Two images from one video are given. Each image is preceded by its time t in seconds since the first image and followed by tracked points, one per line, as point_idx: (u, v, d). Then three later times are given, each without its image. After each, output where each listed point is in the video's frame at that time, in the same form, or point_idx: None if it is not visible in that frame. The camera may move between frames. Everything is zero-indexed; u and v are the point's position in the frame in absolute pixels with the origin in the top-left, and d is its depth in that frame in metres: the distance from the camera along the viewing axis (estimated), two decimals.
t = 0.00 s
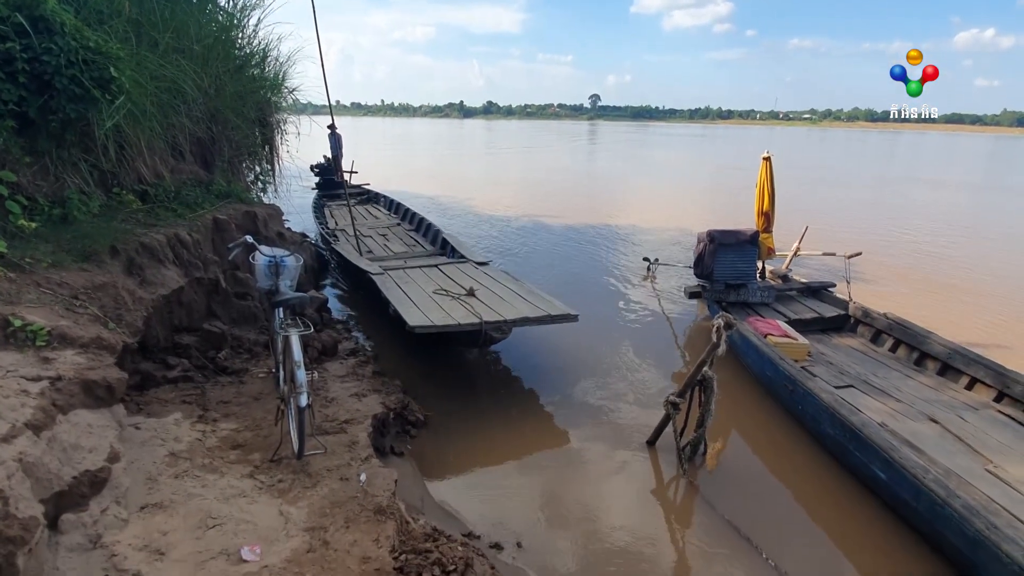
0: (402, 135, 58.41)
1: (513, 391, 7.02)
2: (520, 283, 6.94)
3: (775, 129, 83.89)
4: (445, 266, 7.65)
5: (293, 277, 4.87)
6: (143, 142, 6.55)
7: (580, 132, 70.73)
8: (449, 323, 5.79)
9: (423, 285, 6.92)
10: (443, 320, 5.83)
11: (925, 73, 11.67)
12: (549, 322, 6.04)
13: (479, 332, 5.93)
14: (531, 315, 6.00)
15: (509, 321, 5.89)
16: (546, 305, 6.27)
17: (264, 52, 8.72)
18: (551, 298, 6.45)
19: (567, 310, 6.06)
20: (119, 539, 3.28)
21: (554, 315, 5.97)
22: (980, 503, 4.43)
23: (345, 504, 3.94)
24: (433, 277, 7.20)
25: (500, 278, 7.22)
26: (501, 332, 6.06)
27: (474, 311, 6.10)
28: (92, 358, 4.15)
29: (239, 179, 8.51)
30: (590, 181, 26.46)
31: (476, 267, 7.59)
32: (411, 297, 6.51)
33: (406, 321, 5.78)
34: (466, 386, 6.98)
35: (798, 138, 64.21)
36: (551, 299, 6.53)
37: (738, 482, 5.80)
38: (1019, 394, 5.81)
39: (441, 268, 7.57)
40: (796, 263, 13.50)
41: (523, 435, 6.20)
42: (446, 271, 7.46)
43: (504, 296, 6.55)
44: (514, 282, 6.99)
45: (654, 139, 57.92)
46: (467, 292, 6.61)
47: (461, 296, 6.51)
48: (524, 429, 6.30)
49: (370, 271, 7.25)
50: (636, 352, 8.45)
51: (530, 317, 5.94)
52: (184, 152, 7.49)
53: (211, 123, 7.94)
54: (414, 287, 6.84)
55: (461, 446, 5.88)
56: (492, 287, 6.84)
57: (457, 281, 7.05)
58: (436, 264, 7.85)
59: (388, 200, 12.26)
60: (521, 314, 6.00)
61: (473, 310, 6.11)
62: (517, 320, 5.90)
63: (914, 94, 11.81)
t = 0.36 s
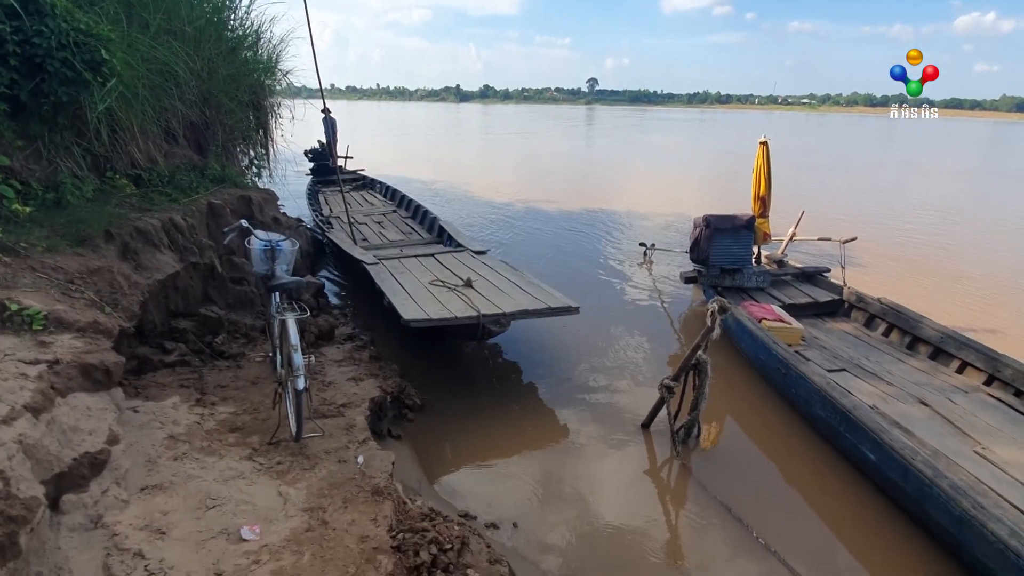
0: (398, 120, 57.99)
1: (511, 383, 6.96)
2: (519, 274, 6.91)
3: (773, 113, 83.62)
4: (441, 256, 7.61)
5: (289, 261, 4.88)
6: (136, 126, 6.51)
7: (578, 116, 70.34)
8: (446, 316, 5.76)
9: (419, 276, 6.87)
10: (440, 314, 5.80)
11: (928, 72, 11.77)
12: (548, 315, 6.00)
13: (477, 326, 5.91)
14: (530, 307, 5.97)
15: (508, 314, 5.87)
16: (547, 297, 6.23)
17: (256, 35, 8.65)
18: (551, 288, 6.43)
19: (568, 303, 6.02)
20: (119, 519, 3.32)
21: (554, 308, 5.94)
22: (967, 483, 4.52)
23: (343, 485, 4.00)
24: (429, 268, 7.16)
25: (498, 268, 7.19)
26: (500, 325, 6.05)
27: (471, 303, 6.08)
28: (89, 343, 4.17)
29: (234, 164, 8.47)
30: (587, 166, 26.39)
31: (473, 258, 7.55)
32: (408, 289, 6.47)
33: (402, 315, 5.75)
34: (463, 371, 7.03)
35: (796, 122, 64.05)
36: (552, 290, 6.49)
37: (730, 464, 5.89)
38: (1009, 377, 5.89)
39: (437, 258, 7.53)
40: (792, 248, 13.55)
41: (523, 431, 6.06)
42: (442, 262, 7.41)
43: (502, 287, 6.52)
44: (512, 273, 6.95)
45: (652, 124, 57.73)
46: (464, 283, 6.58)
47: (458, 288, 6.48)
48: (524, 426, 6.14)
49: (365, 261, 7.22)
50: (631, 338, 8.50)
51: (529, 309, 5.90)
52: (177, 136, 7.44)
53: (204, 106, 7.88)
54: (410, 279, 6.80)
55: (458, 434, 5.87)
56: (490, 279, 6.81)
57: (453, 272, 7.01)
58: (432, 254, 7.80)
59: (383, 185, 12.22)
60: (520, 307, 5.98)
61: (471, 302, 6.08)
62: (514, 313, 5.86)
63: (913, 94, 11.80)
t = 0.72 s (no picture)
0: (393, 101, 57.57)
1: (507, 369, 6.94)
2: (517, 263, 6.87)
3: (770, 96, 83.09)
4: (435, 244, 7.57)
5: (283, 244, 4.88)
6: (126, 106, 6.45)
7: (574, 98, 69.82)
8: (442, 307, 5.72)
9: (414, 266, 6.82)
10: (434, 305, 5.75)
11: (928, 72, 11.75)
12: (548, 306, 5.98)
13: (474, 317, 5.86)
14: (530, 298, 5.93)
15: (505, 306, 5.84)
16: (546, 288, 6.20)
17: (246, 14, 8.55)
18: (550, 278, 6.41)
19: (569, 294, 5.99)
20: (119, 497, 3.37)
21: (554, 299, 5.90)
22: (951, 461, 4.62)
23: (339, 465, 4.05)
24: (423, 258, 7.10)
25: (493, 256, 7.16)
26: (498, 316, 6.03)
27: (467, 294, 6.05)
28: (84, 325, 4.19)
29: (226, 146, 8.41)
30: (583, 149, 26.27)
31: (468, 246, 7.51)
32: (402, 279, 6.41)
33: (396, 305, 5.72)
34: (456, 351, 7.05)
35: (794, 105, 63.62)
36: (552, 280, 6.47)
37: (721, 444, 5.99)
38: (995, 358, 5.99)
39: (432, 246, 7.52)
40: (786, 232, 13.59)
41: (520, 420, 5.99)
42: (436, 251, 7.36)
43: (500, 277, 6.49)
44: (510, 262, 6.92)
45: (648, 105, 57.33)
46: (460, 273, 6.55)
47: (454, 278, 6.43)
48: (521, 415, 6.07)
49: (358, 249, 7.19)
50: (625, 322, 8.55)
51: (528, 300, 5.88)
52: (169, 117, 7.38)
53: (195, 87, 7.80)
54: (404, 268, 6.74)
55: (452, 416, 5.89)
56: (486, 269, 6.77)
57: (448, 262, 6.97)
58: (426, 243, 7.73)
59: (377, 170, 12.16)
60: (518, 298, 5.93)
61: (466, 293, 6.03)
62: (512, 304, 5.83)
63: (913, 94, 11.75)
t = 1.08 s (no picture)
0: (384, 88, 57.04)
1: (499, 357, 6.97)
2: (514, 259, 6.80)
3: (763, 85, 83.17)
4: (430, 238, 7.52)
5: (274, 232, 4.88)
6: (114, 93, 6.38)
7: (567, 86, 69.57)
8: (437, 304, 5.66)
9: (408, 262, 6.74)
10: (429, 302, 5.69)
11: (926, 74, 11.79)
12: (547, 303, 5.91)
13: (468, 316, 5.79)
14: (527, 296, 5.87)
15: (502, 304, 5.77)
16: (545, 285, 6.13)
17: None
18: (550, 276, 6.34)
19: (568, 291, 5.92)
20: (112, 484, 3.38)
21: (552, 297, 5.83)
22: (933, 445, 4.72)
23: (332, 452, 4.08)
24: (417, 253, 7.03)
25: (489, 250, 7.11)
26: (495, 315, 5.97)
27: (462, 291, 5.99)
28: (75, 313, 4.18)
29: (216, 133, 8.34)
30: (576, 138, 26.19)
31: (463, 241, 7.44)
32: (396, 276, 6.34)
33: (389, 303, 5.65)
34: (447, 337, 7.05)
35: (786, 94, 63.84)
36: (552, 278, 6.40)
37: (712, 431, 6.07)
38: (980, 345, 6.08)
39: (426, 240, 7.47)
40: (778, 221, 13.65)
41: (518, 418, 5.88)
42: (431, 246, 7.28)
43: (496, 274, 6.43)
44: (507, 258, 6.85)
45: (641, 94, 57.21)
46: (455, 269, 6.48)
47: (449, 275, 6.37)
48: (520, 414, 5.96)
49: (350, 244, 7.11)
50: (616, 311, 8.60)
51: (526, 297, 5.81)
52: (157, 104, 7.30)
53: (183, 73, 7.71)
54: (398, 264, 6.66)
55: (444, 404, 5.90)
56: (481, 265, 6.70)
57: (442, 257, 6.89)
58: (420, 237, 7.66)
59: (370, 159, 12.11)
60: (516, 295, 5.86)
61: (462, 290, 5.97)
62: (509, 301, 5.76)
63: (913, 95, 11.78)
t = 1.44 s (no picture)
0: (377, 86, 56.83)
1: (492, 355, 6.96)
2: (517, 264, 6.66)
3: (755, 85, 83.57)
4: (428, 240, 7.38)
5: (266, 231, 4.85)
6: (103, 90, 6.34)
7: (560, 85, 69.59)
8: (439, 310, 5.51)
9: (407, 265, 6.57)
10: (431, 308, 5.54)
11: (926, 73, 11.86)
12: (551, 310, 5.78)
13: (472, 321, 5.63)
14: (531, 301, 5.73)
15: (506, 309, 5.61)
16: (549, 291, 6.00)
17: None
18: (558, 284, 6.20)
19: (571, 298, 5.80)
20: (103, 484, 3.37)
21: (556, 303, 5.70)
22: (920, 442, 4.78)
23: (325, 450, 4.08)
24: (417, 256, 6.86)
25: (490, 254, 6.97)
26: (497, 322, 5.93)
27: (465, 295, 5.84)
28: (64, 312, 4.15)
29: (207, 130, 8.29)
30: (570, 137, 26.18)
31: (463, 244, 7.29)
32: (395, 280, 6.17)
33: (390, 307, 5.50)
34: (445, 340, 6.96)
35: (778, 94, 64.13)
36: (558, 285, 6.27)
37: (703, 428, 6.11)
38: (967, 343, 6.15)
39: (424, 242, 7.32)
40: (770, 221, 13.73)
41: (520, 426, 5.74)
42: (430, 249, 7.12)
43: (498, 278, 6.28)
44: (509, 263, 6.71)
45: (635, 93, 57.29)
46: (456, 272, 6.32)
47: (450, 279, 6.20)
48: (522, 422, 5.82)
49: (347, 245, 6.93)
50: (609, 310, 8.62)
51: (530, 304, 5.67)
52: (147, 101, 7.25)
53: (173, 70, 7.66)
54: (396, 267, 6.49)
55: (435, 403, 5.88)
56: (483, 269, 6.55)
57: (443, 261, 6.73)
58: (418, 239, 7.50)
59: (363, 159, 12.07)
60: (520, 301, 5.72)
61: (464, 295, 5.81)
62: (513, 308, 5.62)
63: (914, 94, 11.88)
